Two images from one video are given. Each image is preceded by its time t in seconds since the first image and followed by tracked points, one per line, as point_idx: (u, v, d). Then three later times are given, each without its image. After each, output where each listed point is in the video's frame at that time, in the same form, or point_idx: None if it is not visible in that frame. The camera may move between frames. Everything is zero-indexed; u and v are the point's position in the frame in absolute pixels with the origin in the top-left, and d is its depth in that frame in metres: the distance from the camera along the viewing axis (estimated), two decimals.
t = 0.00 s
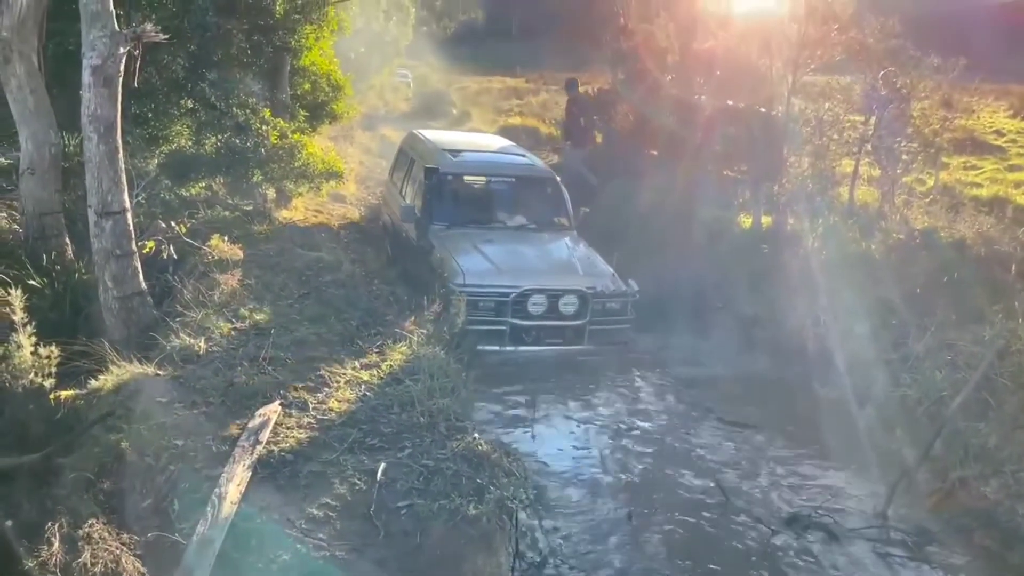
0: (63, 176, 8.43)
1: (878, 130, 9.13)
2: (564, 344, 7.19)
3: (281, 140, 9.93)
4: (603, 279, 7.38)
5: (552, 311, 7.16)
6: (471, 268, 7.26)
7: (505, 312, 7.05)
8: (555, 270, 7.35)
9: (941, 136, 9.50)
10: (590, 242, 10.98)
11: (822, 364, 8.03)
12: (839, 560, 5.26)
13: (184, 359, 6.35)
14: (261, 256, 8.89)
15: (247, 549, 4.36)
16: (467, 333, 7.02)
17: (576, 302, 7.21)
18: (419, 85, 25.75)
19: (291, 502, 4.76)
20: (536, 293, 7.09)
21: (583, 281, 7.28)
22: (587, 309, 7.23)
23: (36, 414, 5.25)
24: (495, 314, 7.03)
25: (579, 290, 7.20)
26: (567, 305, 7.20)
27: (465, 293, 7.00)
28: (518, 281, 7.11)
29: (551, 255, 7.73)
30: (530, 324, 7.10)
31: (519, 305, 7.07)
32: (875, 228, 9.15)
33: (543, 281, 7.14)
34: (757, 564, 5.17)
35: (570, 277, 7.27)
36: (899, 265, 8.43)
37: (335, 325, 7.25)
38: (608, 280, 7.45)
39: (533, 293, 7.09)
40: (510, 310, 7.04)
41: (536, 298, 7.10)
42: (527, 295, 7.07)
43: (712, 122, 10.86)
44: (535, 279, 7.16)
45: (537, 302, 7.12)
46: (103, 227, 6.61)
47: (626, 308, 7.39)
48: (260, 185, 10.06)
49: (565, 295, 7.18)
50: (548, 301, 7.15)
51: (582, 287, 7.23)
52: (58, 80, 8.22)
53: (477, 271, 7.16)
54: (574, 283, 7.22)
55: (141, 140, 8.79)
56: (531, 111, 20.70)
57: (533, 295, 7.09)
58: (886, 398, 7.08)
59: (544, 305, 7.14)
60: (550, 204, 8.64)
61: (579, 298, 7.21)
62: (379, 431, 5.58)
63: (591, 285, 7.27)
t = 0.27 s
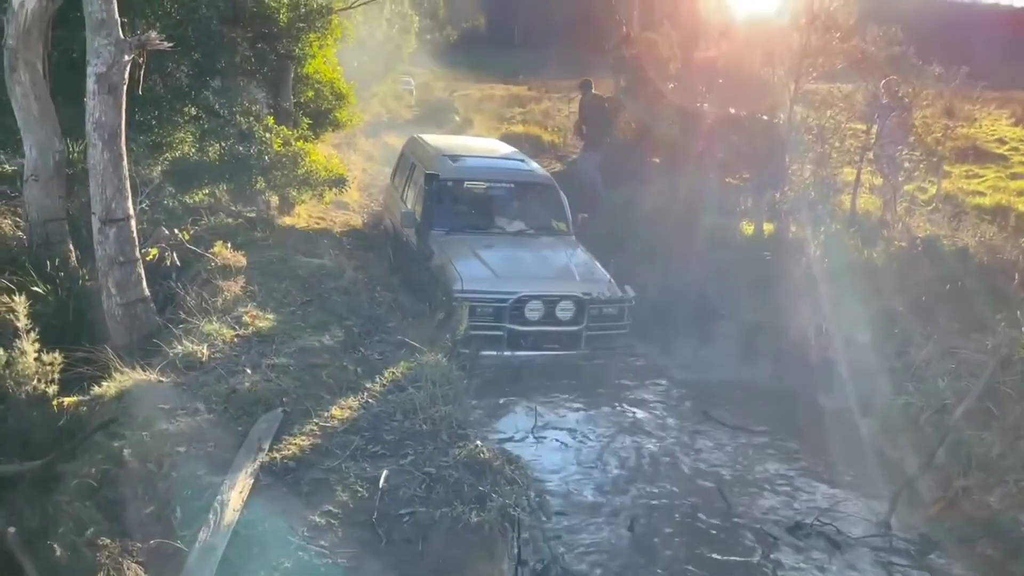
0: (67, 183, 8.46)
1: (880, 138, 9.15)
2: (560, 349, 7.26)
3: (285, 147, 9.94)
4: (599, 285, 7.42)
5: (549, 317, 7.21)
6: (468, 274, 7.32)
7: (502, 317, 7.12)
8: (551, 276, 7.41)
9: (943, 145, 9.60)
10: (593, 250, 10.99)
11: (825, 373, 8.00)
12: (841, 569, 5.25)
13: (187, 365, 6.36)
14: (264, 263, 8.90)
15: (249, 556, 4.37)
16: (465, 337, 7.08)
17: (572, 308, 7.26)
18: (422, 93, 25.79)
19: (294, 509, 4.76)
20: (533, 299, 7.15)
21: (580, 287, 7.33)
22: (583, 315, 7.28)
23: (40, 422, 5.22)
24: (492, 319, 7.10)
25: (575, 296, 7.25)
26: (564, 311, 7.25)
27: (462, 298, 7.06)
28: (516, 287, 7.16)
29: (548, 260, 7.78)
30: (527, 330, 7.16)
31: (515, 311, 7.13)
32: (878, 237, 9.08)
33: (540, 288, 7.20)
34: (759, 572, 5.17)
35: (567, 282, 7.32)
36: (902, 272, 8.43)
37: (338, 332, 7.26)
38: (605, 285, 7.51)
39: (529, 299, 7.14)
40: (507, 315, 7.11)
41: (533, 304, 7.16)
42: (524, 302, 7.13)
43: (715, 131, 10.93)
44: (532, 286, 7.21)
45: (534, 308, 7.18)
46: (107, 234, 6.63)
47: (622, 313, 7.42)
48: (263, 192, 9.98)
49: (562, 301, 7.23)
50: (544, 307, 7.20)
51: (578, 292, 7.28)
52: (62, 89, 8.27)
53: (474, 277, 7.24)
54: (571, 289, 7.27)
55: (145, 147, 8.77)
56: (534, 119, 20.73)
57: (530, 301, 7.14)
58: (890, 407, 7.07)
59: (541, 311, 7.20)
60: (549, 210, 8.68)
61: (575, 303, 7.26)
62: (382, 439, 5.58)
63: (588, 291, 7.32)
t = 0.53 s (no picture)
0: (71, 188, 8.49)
1: (882, 144, 9.17)
2: (557, 354, 7.32)
3: (288, 152, 10.00)
4: (595, 291, 7.51)
5: (545, 322, 7.28)
6: (466, 278, 7.37)
7: (499, 322, 7.17)
8: (549, 281, 7.47)
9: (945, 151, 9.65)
10: (591, 254, 10.87)
11: (826, 380, 7.97)
12: None
13: (190, 370, 6.37)
14: (267, 268, 8.91)
15: (252, 561, 4.37)
16: (464, 341, 7.14)
17: (568, 313, 7.34)
18: (424, 99, 25.83)
19: (296, 514, 4.77)
20: (530, 304, 7.23)
21: (576, 292, 7.41)
22: (580, 320, 7.36)
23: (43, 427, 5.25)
24: (490, 323, 7.15)
25: (571, 301, 7.33)
26: (560, 316, 7.32)
27: (460, 302, 7.14)
28: (513, 292, 7.24)
29: (546, 265, 7.84)
30: (524, 334, 7.20)
31: (512, 316, 7.20)
32: (880, 243, 9.08)
33: (535, 293, 7.27)
34: None
35: (564, 288, 7.40)
36: (903, 277, 8.43)
37: (341, 337, 7.27)
38: (602, 290, 7.60)
39: (526, 304, 7.22)
40: (503, 320, 7.16)
41: (529, 309, 7.23)
42: (520, 306, 7.21)
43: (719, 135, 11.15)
44: (529, 291, 7.28)
45: (530, 313, 7.25)
46: (110, 239, 6.64)
47: (618, 319, 7.53)
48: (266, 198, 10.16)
49: (559, 306, 7.30)
50: (540, 312, 7.27)
51: (574, 298, 7.35)
52: (66, 91, 8.21)
53: (472, 281, 7.29)
54: (568, 294, 7.35)
55: (149, 152, 8.83)
56: (536, 125, 20.78)
57: (526, 305, 7.22)
58: (892, 414, 7.06)
59: (537, 316, 7.26)
60: (549, 215, 8.70)
61: (571, 308, 7.34)
62: (384, 444, 5.58)
63: (584, 296, 7.41)
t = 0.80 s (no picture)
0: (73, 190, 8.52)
1: (883, 148, 9.19)
2: (557, 356, 7.34)
3: (290, 156, 9.99)
4: (596, 294, 7.53)
5: (545, 325, 7.28)
6: (467, 281, 7.39)
7: (500, 325, 7.17)
8: (550, 284, 7.48)
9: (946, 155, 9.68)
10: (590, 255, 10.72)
11: (828, 383, 7.97)
12: None
13: (193, 373, 6.38)
14: (268, 271, 8.91)
15: (254, 565, 4.37)
16: (465, 344, 7.14)
17: (569, 316, 7.35)
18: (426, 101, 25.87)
19: (298, 517, 4.76)
20: (530, 307, 7.23)
21: (577, 295, 7.42)
22: (580, 323, 7.38)
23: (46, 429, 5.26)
24: (490, 327, 7.15)
25: (572, 304, 7.34)
26: (560, 319, 7.33)
27: (461, 306, 7.15)
28: (513, 295, 7.26)
29: (546, 268, 7.84)
30: (524, 338, 7.21)
31: (512, 320, 7.21)
32: (882, 246, 9.08)
33: (536, 296, 7.28)
34: None
35: (564, 291, 7.41)
36: (905, 281, 8.43)
37: (343, 340, 7.27)
38: (603, 293, 7.62)
39: (526, 307, 7.23)
40: (504, 323, 7.16)
41: (529, 312, 7.24)
42: (521, 310, 7.21)
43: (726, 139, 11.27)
44: (529, 294, 7.29)
45: (531, 316, 7.25)
46: (112, 241, 6.65)
47: (619, 322, 7.55)
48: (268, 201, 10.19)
49: (559, 310, 7.31)
50: (541, 316, 7.28)
51: (575, 301, 7.37)
52: (67, 94, 8.19)
53: (472, 285, 7.31)
54: (569, 297, 7.36)
55: (151, 155, 8.83)
56: (538, 128, 20.79)
57: (527, 309, 7.22)
58: (894, 417, 7.05)
59: (537, 320, 7.27)
60: (550, 218, 8.71)
61: (572, 312, 7.35)
62: (386, 447, 5.58)
63: (585, 299, 7.42)
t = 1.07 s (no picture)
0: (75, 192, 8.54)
1: (884, 150, 9.20)
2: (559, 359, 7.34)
3: (291, 157, 9.99)
4: (598, 297, 7.54)
5: (546, 327, 7.29)
6: (469, 283, 7.39)
7: (501, 327, 7.18)
8: (552, 287, 7.49)
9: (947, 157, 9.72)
10: (593, 258, 10.91)
11: (830, 385, 7.96)
12: None
13: (194, 374, 6.37)
14: (270, 273, 8.91)
15: (256, 566, 4.36)
16: (466, 346, 7.16)
17: (571, 318, 7.35)
18: (426, 103, 25.90)
19: (300, 519, 4.76)
20: (531, 310, 7.23)
21: (578, 298, 7.43)
22: (582, 325, 7.38)
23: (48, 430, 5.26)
24: (492, 328, 7.15)
25: (573, 306, 7.35)
26: (561, 321, 7.33)
27: (462, 308, 7.15)
28: (515, 297, 7.27)
29: (548, 270, 7.84)
30: (527, 339, 7.23)
31: (514, 322, 7.22)
32: (883, 248, 9.08)
33: (538, 298, 7.28)
34: None
35: (566, 293, 7.42)
36: (906, 283, 8.44)
37: (344, 342, 7.27)
38: (604, 296, 7.64)
39: (528, 309, 7.23)
40: (506, 325, 7.17)
41: (532, 314, 7.24)
42: (523, 312, 7.22)
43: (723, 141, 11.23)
44: (531, 296, 7.30)
45: (532, 318, 7.26)
46: (114, 243, 6.65)
47: (621, 324, 7.57)
48: (269, 203, 10.23)
49: (561, 312, 7.32)
50: (543, 317, 7.28)
51: (577, 303, 7.38)
52: (69, 96, 8.20)
53: (474, 287, 7.31)
54: (570, 300, 7.38)
55: (152, 157, 8.84)
56: (538, 130, 20.80)
57: (528, 311, 7.23)
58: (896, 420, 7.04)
59: (539, 321, 7.27)
60: (552, 220, 8.71)
61: (573, 314, 7.36)
62: (388, 449, 5.58)
63: (587, 301, 7.43)
